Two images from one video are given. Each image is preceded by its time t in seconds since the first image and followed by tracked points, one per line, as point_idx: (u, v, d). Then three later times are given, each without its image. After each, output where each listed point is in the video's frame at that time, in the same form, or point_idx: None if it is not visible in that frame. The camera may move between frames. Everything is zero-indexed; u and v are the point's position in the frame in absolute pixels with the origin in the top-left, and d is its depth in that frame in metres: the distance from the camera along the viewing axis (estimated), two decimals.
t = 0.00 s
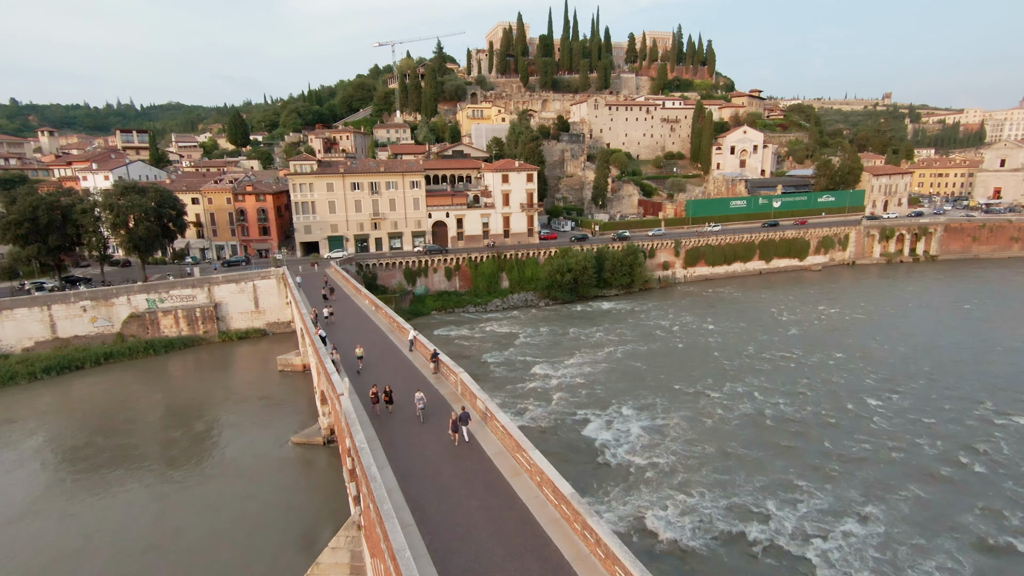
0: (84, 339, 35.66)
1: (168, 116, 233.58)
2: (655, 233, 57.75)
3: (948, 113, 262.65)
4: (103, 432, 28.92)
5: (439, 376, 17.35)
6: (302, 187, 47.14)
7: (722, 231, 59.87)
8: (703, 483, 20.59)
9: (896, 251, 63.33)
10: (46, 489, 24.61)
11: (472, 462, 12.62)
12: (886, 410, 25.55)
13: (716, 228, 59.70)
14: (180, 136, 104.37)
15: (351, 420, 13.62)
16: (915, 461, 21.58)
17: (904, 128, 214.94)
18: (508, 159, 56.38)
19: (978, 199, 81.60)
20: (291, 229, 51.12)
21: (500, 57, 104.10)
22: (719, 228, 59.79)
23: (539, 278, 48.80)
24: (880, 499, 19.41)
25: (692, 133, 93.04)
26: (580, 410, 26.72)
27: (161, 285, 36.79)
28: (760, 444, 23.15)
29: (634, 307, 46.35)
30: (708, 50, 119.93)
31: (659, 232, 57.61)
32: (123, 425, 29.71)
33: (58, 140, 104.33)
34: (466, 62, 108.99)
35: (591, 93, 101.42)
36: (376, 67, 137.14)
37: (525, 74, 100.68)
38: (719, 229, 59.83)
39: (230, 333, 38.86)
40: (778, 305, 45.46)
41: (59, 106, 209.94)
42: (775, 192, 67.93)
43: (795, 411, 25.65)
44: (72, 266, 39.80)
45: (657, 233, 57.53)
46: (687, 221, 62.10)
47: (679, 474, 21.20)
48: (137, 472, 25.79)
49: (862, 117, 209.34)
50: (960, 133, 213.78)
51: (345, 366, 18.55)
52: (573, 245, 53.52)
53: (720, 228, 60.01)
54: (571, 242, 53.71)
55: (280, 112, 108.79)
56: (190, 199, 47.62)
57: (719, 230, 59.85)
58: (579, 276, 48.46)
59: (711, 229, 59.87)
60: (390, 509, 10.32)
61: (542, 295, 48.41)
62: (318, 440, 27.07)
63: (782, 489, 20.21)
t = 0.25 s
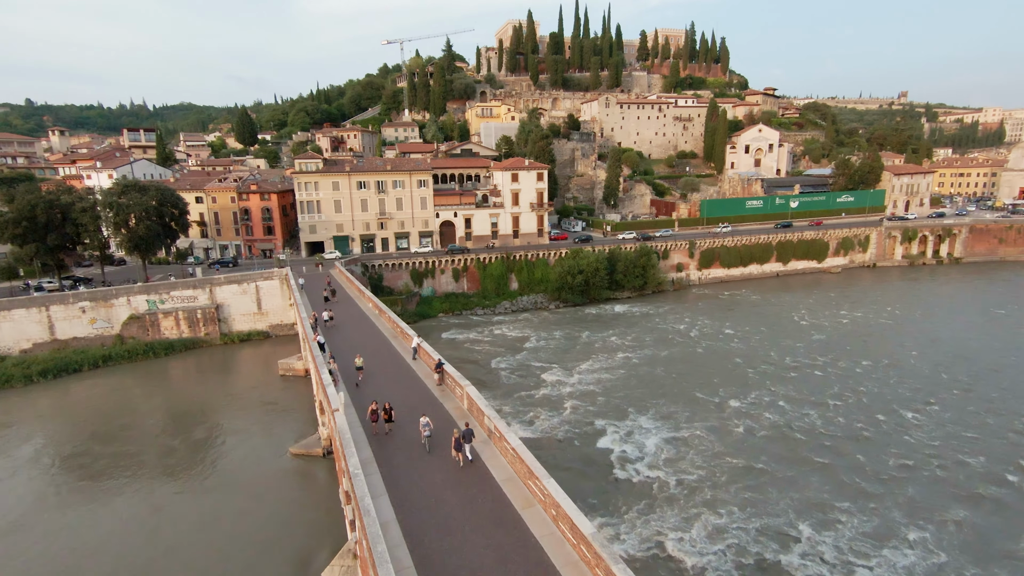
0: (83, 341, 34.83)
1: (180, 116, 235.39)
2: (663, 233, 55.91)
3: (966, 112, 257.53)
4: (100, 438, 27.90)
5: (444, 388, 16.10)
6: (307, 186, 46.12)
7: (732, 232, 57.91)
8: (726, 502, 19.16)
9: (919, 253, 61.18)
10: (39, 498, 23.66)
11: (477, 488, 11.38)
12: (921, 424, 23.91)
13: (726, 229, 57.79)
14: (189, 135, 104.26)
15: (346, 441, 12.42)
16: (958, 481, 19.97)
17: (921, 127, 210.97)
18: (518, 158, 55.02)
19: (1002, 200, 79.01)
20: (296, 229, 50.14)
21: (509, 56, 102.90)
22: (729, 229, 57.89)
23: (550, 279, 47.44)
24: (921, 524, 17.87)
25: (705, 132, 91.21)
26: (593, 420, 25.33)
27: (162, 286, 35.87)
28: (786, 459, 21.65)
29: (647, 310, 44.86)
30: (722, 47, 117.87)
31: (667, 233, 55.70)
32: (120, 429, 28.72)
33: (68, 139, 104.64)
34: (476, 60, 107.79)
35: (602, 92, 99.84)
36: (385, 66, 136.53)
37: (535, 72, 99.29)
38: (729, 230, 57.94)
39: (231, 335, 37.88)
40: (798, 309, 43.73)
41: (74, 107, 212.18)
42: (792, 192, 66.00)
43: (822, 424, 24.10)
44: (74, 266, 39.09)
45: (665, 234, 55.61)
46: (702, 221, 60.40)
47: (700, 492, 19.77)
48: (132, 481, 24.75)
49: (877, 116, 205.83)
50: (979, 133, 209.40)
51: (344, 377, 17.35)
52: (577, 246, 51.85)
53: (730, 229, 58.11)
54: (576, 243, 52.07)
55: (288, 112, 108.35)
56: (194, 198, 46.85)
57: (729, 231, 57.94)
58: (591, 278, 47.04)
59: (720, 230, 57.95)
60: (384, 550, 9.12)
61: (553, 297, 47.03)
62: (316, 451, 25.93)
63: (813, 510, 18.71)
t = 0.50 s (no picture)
0: (75, 350, 33.75)
1: (185, 120, 235.55)
2: (666, 233, 54.15)
3: (976, 107, 254.13)
4: (92, 451, 26.72)
5: (446, 405, 14.78)
6: (307, 187, 44.96)
7: (736, 231, 56.04)
8: (753, 523, 17.77)
9: (936, 251, 59.37)
10: (24, 517, 22.44)
11: (483, 526, 10.05)
12: (957, 436, 22.47)
13: (731, 228, 55.97)
14: (190, 138, 103.49)
15: (336, 472, 11.09)
16: (1002, 501, 18.55)
17: (931, 123, 208.01)
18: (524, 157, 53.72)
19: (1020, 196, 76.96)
20: (296, 231, 48.97)
21: (513, 54, 101.61)
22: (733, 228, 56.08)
23: (557, 282, 46.09)
24: (967, 549, 16.48)
25: (713, 129, 89.56)
26: (606, 432, 23.95)
27: (157, 292, 34.77)
28: (815, 474, 20.25)
29: (658, 312, 43.43)
30: (728, 43, 116.12)
31: (670, 232, 53.83)
32: (113, 442, 27.52)
33: (70, 143, 104.06)
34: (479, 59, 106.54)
35: (607, 90, 98.39)
36: (388, 67, 135.47)
37: (539, 71, 97.93)
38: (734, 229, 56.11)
39: (229, 342, 36.71)
40: (815, 310, 42.16)
41: (79, 111, 212.64)
42: (805, 189, 64.32)
43: (850, 435, 22.62)
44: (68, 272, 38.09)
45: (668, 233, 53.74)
46: (712, 220, 58.79)
47: (723, 511, 18.40)
48: (122, 498, 23.49)
49: (885, 112, 203.15)
50: (989, 128, 206.32)
51: (339, 393, 16.05)
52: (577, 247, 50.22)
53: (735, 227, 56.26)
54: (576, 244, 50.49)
55: (290, 113, 107.46)
56: (192, 201, 45.68)
57: (734, 230, 56.11)
58: (599, 279, 45.67)
59: (725, 229, 56.20)
60: None
61: (560, 300, 45.67)
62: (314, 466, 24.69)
63: (847, 532, 17.33)
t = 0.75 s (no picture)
0: (62, 359, 32.50)
1: (184, 123, 234.41)
2: (665, 233, 52.77)
3: (980, 103, 251.93)
4: (77, 467, 25.38)
5: (446, 426, 13.41)
6: (303, 189, 43.71)
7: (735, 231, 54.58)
8: (780, 545, 16.48)
9: (949, 249, 57.90)
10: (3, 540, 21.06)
11: None
12: (991, 449, 21.20)
13: (730, 227, 54.51)
14: (187, 140, 102.25)
15: (321, 512, 9.69)
16: None
17: (934, 119, 206.28)
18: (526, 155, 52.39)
19: None
20: (292, 234, 47.66)
21: (513, 53, 100.33)
22: (733, 228, 54.68)
23: (561, 284, 44.76)
24: None
25: (717, 127, 88.16)
26: (617, 443, 22.63)
27: (146, 298, 33.51)
28: (842, 490, 18.96)
29: (666, 314, 42.11)
30: (731, 40, 114.70)
31: (668, 233, 52.49)
32: (100, 457, 26.18)
33: (66, 146, 102.83)
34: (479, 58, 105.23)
35: (609, 88, 97.04)
36: (387, 67, 134.24)
37: (540, 69, 96.64)
38: (734, 229, 54.70)
39: (222, 349, 35.41)
40: (828, 311, 40.78)
41: (78, 115, 211.81)
42: (813, 187, 62.91)
43: (876, 447, 21.32)
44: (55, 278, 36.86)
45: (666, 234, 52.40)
46: (719, 219, 57.38)
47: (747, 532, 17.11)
48: (107, 518, 22.09)
49: (888, 109, 201.51)
50: (993, 124, 204.61)
51: (329, 412, 14.66)
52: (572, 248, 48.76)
53: (734, 227, 54.82)
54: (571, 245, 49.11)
55: (288, 114, 106.21)
56: (185, 204, 44.25)
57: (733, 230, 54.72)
58: (604, 281, 44.35)
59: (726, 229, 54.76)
60: None
61: (564, 302, 44.31)
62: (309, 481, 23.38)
63: (881, 556, 16.07)
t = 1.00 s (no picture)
0: (46, 368, 31.21)
1: (183, 125, 233.41)
2: (664, 234, 51.31)
3: (983, 100, 250.15)
4: (58, 483, 23.93)
5: (445, 452, 11.97)
6: (298, 189, 42.40)
7: (736, 231, 53.05)
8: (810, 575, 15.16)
9: (962, 248, 56.43)
10: None
11: None
12: None
13: (732, 227, 52.98)
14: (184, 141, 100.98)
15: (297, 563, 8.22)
16: None
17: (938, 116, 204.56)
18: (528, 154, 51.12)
19: None
20: (288, 236, 46.33)
21: (514, 51, 99.00)
22: (734, 228, 53.15)
23: (565, 286, 43.37)
24: None
25: (721, 124, 86.74)
26: (628, 458, 21.28)
27: (134, 303, 32.19)
28: (872, 512, 17.62)
29: (675, 317, 40.72)
30: (734, 37, 113.29)
31: (667, 234, 51.06)
32: (82, 472, 24.70)
33: (62, 148, 101.58)
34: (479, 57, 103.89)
35: (611, 86, 95.70)
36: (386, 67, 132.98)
37: (541, 68, 95.29)
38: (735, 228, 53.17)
39: (213, 356, 34.07)
40: (842, 313, 39.38)
41: (77, 118, 210.96)
42: (821, 185, 61.50)
43: (905, 463, 20.00)
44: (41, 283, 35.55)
45: (665, 235, 50.99)
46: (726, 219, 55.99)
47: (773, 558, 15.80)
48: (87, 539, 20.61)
49: (891, 107, 199.95)
50: (997, 121, 203.00)
51: (314, 434, 13.19)
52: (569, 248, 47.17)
53: (735, 227, 53.29)
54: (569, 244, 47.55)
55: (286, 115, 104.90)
56: (177, 205, 43.15)
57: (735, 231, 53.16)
58: (609, 283, 42.99)
59: (727, 229, 53.19)
60: None
61: (568, 305, 42.93)
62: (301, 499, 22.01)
63: None
